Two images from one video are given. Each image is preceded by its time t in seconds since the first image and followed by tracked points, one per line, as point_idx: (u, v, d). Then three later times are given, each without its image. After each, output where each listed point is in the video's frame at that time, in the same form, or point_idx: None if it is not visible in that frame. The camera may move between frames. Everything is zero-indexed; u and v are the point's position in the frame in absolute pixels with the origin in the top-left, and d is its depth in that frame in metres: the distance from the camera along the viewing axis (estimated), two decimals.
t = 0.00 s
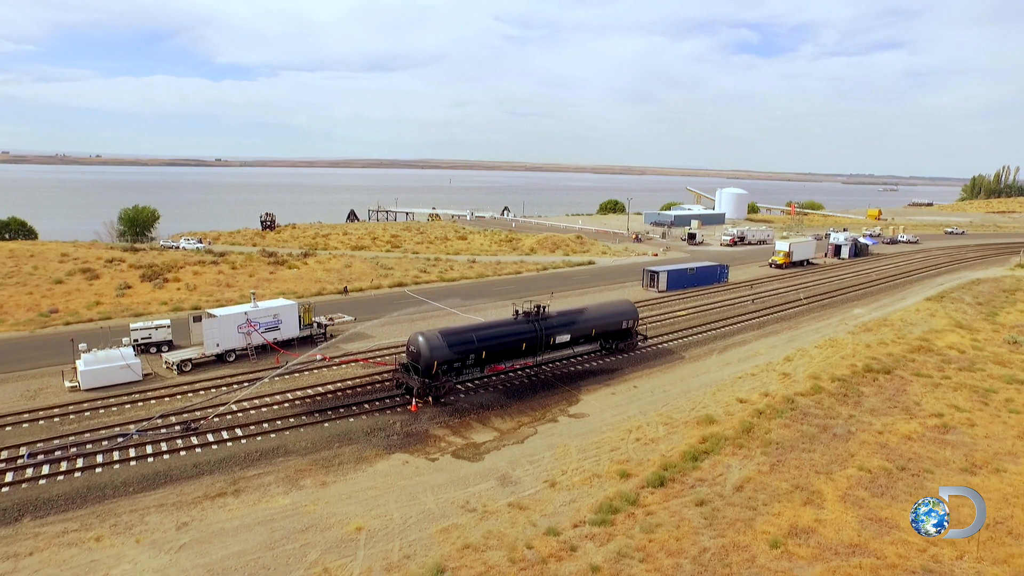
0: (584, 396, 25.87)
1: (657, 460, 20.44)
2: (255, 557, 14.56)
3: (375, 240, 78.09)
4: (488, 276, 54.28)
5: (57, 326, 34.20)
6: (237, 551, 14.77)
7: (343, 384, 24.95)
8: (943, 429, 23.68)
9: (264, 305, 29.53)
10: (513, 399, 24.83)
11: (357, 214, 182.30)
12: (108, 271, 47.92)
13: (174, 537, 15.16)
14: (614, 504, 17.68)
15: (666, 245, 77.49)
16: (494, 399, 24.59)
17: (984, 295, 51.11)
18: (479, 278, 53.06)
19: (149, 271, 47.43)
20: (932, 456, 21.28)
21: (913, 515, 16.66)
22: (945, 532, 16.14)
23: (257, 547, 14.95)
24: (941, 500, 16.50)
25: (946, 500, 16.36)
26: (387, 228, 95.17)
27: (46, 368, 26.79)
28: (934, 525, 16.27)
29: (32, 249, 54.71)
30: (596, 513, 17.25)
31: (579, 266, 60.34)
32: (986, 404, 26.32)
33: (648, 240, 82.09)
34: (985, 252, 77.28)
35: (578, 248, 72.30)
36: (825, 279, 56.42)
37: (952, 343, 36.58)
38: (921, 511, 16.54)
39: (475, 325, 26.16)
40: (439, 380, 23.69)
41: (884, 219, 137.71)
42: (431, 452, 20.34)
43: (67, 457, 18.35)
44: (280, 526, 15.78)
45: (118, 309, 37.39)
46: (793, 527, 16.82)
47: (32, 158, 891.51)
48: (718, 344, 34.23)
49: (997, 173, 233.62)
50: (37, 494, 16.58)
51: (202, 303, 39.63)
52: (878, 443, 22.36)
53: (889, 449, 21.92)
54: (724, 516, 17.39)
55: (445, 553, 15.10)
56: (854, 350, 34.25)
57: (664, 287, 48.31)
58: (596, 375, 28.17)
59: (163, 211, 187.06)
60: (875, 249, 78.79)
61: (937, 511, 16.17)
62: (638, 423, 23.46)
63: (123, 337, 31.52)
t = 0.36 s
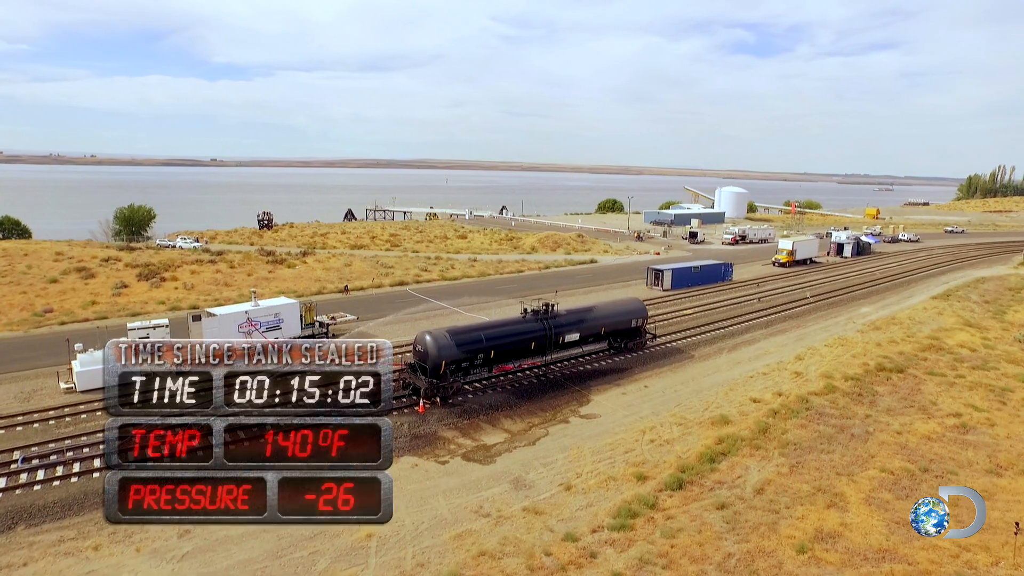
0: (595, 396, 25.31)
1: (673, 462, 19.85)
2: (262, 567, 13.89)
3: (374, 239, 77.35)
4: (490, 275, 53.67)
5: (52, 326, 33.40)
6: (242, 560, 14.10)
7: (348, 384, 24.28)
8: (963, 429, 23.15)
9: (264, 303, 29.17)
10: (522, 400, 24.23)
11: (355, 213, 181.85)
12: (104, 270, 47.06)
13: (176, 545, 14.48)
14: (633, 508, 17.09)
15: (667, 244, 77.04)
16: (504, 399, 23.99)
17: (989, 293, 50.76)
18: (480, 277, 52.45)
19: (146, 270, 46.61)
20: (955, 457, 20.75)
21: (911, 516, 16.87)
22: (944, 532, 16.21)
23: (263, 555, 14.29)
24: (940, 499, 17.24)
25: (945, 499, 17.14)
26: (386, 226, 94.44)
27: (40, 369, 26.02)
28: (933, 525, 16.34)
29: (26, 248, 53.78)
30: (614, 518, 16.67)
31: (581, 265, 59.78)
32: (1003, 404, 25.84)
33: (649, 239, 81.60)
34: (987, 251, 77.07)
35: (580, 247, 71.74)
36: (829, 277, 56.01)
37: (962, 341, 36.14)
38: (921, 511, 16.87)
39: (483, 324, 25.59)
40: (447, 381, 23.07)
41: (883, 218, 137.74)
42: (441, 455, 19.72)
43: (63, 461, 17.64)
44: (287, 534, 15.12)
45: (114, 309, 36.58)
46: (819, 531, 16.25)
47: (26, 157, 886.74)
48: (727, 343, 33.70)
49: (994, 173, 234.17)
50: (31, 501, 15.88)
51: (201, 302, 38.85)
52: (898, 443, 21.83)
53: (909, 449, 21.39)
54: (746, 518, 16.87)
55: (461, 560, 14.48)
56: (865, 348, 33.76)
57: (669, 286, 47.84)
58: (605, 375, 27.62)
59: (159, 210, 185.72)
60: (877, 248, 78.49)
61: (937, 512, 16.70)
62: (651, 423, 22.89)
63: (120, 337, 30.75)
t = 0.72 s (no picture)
0: (603, 396, 24.77)
1: (687, 464, 19.36)
2: None
3: (370, 238, 76.57)
4: (489, 274, 53.12)
5: (42, 326, 32.51)
6: (246, 571, 13.47)
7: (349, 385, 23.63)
8: (978, 427, 22.78)
9: (262, 302, 28.52)
10: (529, 401, 23.66)
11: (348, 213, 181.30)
12: (95, 270, 46.13)
13: (176, 555, 13.82)
14: (650, 512, 16.58)
15: (665, 243, 76.74)
16: (511, 400, 23.41)
17: (990, 291, 50.68)
18: (479, 276, 51.90)
19: (139, 270, 45.73)
20: (973, 457, 20.34)
21: (911, 515, 16.61)
22: (945, 532, 15.93)
23: (269, 565, 13.66)
24: (939, 499, 17.15)
25: (944, 499, 17.07)
26: (381, 226, 93.67)
27: (30, 372, 25.18)
28: (934, 525, 16.10)
29: (15, 248, 52.73)
30: (631, 522, 16.15)
31: (580, 264, 59.35)
32: (1015, 402, 25.52)
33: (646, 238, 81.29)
34: (984, 249, 77.24)
35: (577, 246, 71.34)
36: (829, 276, 55.81)
37: (968, 339, 35.89)
38: (922, 511, 16.68)
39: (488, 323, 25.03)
40: (453, 381, 22.46)
41: (876, 216, 138.33)
42: (448, 458, 19.11)
43: (55, 467, 16.91)
44: (293, 542, 14.47)
45: (107, 309, 35.72)
46: (843, 534, 15.76)
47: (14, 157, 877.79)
48: (733, 342, 33.28)
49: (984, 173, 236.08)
50: (23, 509, 15.17)
51: (195, 302, 38.10)
52: (914, 442, 21.41)
53: (926, 449, 20.97)
54: (766, 521, 16.39)
55: (475, 568, 13.89)
56: (871, 347, 33.42)
57: (670, 284, 47.48)
58: (612, 374, 27.10)
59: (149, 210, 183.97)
60: (874, 247, 78.51)
61: (937, 511, 16.55)
62: (662, 424, 22.41)
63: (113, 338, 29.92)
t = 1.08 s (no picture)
0: (610, 396, 24.28)
1: (702, 466, 18.88)
2: None
3: (364, 238, 75.67)
4: (487, 273, 52.49)
5: (30, 328, 31.56)
6: None
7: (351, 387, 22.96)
8: (991, 426, 22.44)
9: (259, 303, 27.83)
10: (535, 402, 23.08)
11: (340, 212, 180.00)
12: (85, 270, 45.08)
13: (174, 567, 13.15)
14: (667, 516, 16.06)
15: (662, 242, 76.47)
16: (517, 401, 22.82)
17: (988, 289, 50.69)
18: (476, 276, 51.29)
19: (129, 270, 44.72)
20: (989, 457, 19.98)
21: (911, 515, 16.27)
22: (945, 532, 15.61)
23: None
24: (939, 498, 16.83)
25: (944, 499, 16.74)
26: (375, 225, 92.82)
27: (18, 375, 24.30)
28: (934, 526, 15.75)
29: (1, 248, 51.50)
30: (648, 527, 15.62)
31: (578, 263, 58.88)
32: None
33: (642, 237, 80.98)
34: (978, 248, 77.51)
35: (574, 245, 70.86)
36: (828, 274, 55.64)
37: (972, 337, 35.68)
38: (921, 512, 16.35)
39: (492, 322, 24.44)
40: (458, 383, 21.83)
41: (868, 215, 138.86)
42: (456, 461, 18.51)
43: (46, 475, 16.14)
44: (298, 551, 13.85)
45: (97, 310, 34.79)
46: (867, 537, 15.30)
47: None
48: (738, 341, 32.87)
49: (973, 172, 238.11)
50: (11, 520, 14.41)
51: (189, 302, 37.24)
52: (929, 442, 21.02)
53: (942, 448, 20.57)
54: (787, 525, 15.89)
55: None
56: (876, 345, 33.12)
57: (670, 283, 47.11)
58: (618, 374, 26.61)
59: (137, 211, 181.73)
60: (869, 245, 78.57)
61: (938, 511, 16.22)
62: (672, 425, 21.96)
63: (104, 340, 29.04)
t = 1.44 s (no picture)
0: (618, 397, 23.78)
1: (718, 469, 18.37)
2: None
3: (358, 237, 74.72)
4: (485, 273, 51.85)
5: (18, 329, 30.63)
6: None
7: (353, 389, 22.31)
8: (1006, 426, 22.07)
9: (256, 303, 27.12)
10: (543, 403, 22.51)
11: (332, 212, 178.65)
12: (74, 270, 44.04)
13: None
14: (686, 521, 15.53)
15: (659, 241, 76.12)
16: (524, 403, 22.25)
17: (987, 287, 50.63)
18: (474, 275, 50.67)
19: (120, 270, 43.74)
20: (1007, 457, 19.60)
21: (910, 516, 15.98)
22: (945, 532, 15.29)
23: None
24: (939, 499, 16.51)
25: (944, 499, 16.43)
26: (369, 224, 92.05)
27: (7, 378, 23.45)
28: (934, 526, 15.43)
29: None
30: (667, 533, 15.09)
31: (576, 262, 58.34)
32: None
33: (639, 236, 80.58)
34: (973, 246, 77.79)
35: (571, 244, 70.36)
36: (827, 272, 55.45)
37: (976, 335, 35.44)
38: (921, 512, 16.03)
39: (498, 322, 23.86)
40: (464, 384, 21.22)
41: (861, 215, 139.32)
42: (464, 465, 17.91)
43: (36, 483, 15.39)
44: (305, 562, 13.22)
45: (87, 311, 33.89)
46: (893, 542, 14.82)
47: None
48: (743, 340, 32.46)
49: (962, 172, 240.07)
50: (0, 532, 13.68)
51: (182, 302, 36.38)
52: (945, 442, 20.62)
53: (959, 449, 20.16)
54: (809, 529, 15.39)
55: None
56: (882, 343, 32.78)
57: (670, 281, 46.70)
58: (625, 374, 26.13)
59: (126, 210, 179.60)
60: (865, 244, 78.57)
61: (938, 512, 15.92)
62: (683, 426, 21.48)
63: (96, 341, 28.17)
